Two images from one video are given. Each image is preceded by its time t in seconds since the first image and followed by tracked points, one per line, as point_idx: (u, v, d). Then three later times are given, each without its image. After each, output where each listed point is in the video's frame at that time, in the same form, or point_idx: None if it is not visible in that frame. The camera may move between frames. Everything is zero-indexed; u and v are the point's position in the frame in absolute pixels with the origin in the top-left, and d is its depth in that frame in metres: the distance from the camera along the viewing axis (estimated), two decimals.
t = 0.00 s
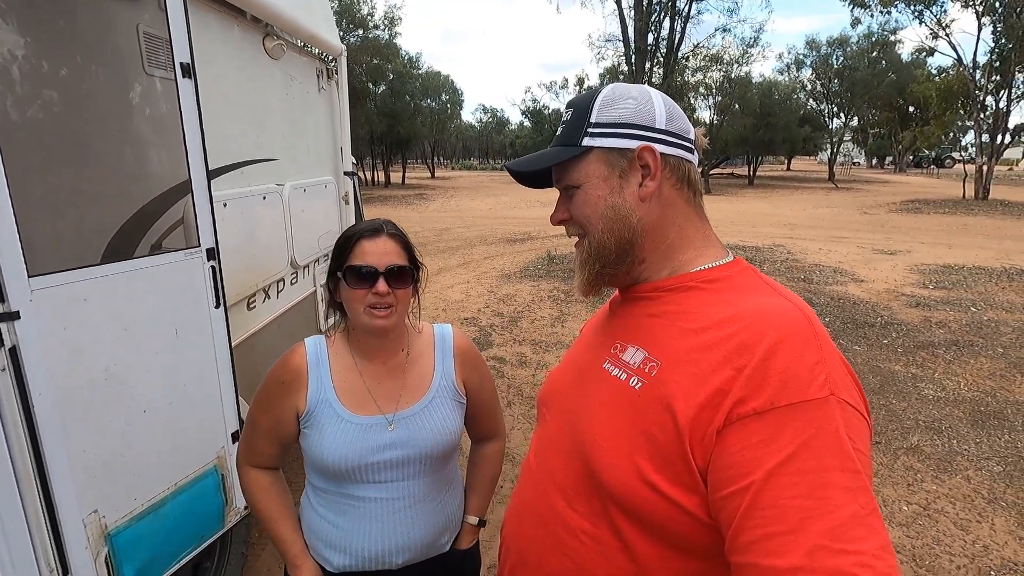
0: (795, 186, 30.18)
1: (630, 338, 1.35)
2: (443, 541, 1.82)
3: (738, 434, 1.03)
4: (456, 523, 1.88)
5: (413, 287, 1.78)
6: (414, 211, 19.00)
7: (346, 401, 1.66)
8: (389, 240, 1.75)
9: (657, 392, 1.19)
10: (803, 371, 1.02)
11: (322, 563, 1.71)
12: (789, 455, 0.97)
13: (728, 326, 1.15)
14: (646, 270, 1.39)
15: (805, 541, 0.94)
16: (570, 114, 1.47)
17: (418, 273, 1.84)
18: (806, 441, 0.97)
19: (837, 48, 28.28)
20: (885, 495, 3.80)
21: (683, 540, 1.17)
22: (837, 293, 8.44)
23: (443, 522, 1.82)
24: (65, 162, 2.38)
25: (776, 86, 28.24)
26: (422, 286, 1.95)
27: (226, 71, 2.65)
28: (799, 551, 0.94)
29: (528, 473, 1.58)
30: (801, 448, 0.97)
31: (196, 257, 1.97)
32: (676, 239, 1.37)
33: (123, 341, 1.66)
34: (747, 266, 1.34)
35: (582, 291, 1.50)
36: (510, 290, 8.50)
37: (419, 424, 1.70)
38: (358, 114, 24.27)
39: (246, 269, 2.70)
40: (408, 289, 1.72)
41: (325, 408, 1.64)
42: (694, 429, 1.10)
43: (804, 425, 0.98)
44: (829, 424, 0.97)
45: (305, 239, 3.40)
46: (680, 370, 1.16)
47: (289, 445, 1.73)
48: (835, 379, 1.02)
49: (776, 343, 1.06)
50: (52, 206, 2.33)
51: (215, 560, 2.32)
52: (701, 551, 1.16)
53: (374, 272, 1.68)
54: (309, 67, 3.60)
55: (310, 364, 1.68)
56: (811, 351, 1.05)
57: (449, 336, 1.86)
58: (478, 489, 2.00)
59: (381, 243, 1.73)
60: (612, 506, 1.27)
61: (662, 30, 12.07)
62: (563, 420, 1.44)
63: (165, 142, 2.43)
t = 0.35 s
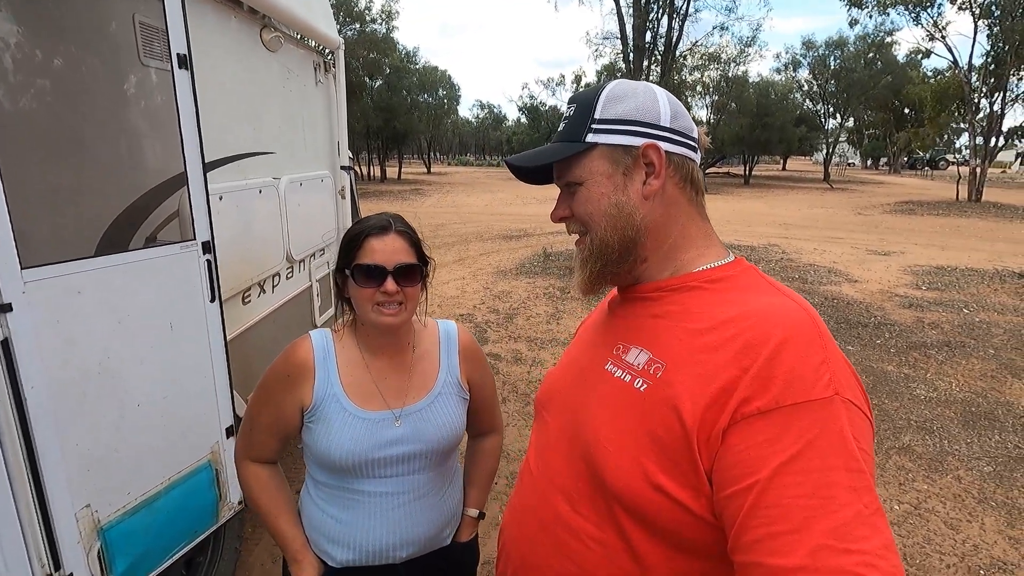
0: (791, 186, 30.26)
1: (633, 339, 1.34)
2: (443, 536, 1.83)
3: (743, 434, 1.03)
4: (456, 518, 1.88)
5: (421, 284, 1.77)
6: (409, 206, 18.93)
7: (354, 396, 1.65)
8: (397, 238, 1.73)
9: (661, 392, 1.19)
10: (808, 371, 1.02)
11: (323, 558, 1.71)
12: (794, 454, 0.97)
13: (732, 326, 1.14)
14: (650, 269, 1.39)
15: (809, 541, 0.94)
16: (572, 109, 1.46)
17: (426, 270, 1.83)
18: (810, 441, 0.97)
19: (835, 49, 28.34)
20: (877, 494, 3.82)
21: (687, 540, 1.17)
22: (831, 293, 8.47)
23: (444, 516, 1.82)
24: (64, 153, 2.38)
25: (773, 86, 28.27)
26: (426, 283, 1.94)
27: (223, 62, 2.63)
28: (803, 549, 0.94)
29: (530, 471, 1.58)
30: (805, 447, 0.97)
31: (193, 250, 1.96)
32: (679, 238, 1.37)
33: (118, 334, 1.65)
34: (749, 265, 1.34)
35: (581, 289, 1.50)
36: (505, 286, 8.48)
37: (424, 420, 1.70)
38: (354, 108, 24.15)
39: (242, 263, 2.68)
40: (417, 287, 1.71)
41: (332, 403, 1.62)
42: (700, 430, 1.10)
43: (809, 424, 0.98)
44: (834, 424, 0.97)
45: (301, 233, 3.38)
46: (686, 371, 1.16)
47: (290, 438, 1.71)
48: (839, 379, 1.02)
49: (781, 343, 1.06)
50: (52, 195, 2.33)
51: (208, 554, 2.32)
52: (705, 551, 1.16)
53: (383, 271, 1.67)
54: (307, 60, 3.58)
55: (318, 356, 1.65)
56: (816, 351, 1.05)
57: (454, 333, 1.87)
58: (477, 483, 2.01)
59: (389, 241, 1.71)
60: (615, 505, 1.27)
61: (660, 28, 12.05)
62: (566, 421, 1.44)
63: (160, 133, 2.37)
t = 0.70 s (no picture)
0: (791, 183, 30.24)
1: (631, 337, 1.35)
2: (454, 533, 1.84)
3: (741, 431, 1.04)
4: (466, 516, 1.90)
5: (427, 284, 1.78)
6: (410, 205, 18.96)
7: (366, 395, 1.66)
8: (401, 239, 1.73)
9: (660, 391, 1.20)
10: (805, 369, 1.03)
11: (328, 557, 1.72)
12: (790, 452, 0.98)
13: (731, 324, 1.15)
14: (649, 267, 1.39)
15: (805, 538, 0.95)
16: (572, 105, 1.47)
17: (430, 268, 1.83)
18: (807, 439, 0.98)
19: (835, 46, 28.32)
20: (877, 490, 3.83)
21: (685, 538, 1.18)
22: (832, 290, 8.47)
23: (455, 514, 1.84)
24: (64, 153, 2.40)
25: (774, 83, 28.25)
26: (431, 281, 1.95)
27: (224, 61, 2.64)
28: (798, 547, 0.95)
29: (529, 470, 1.59)
30: (802, 445, 0.98)
31: (195, 249, 1.96)
32: (677, 236, 1.38)
33: (121, 333, 1.66)
34: (746, 264, 1.34)
35: (579, 286, 1.51)
36: (506, 284, 8.50)
37: (434, 418, 1.72)
38: (354, 106, 24.18)
39: (243, 261, 2.70)
40: (422, 286, 1.72)
41: (344, 403, 1.63)
42: (697, 428, 1.11)
43: (805, 422, 0.99)
44: (831, 422, 0.98)
45: (303, 232, 3.39)
46: (685, 369, 1.17)
47: (299, 441, 1.71)
48: (836, 377, 1.03)
49: (778, 340, 1.07)
50: (49, 191, 2.35)
51: (212, 551, 2.34)
52: (703, 550, 1.18)
53: (389, 272, 1.68)
54: (307, 58, 3.59)
55: (329, 356, 1.66)
56: (813, 349, 1.06)
57: (460, 332, 1.90)
58: (485, 479, 2.03)
59: (393, 243, 1.71)
60: (614, 504, 1.28)
61: (660, 25, 12.06)
62: (564, 420, 1.45)
63: (163, 132, 2.39)
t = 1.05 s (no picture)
0: (793, 185, 30.22)
1: (633, 335, 1.36)
2: (466, 534, 1.85)
3: (741, 430, 1.05)
4: (476, 518, 1.90)
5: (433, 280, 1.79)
6: (412, 204, 18.98)
7: (375, 398, 1.67)
8: (402, 235, 1.75)
9: (661, 388, 1.20)
10: (807, 368, 1.04)
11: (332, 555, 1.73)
12: (790, 452, 0.99)
13: (733, 323, 1.16)
14: (653, 264, 1.40)
15: (805, 537, 0.96)
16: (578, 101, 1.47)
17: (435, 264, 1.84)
18: (807, 438, 0.99)
19: (838, 47, 28.33)
20: (879, 490, 3.83)
21: (686, 537, 1.18)
22: (833, 291, 8.47)
23: (466, 516, 1.84)
24: (67, 152, 2.41)
25: (776, 84, 28.25)
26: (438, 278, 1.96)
27: (230, 60, 2.65)
28: (799, 546, 0.96)
29: (530, 468, 1.60)
30: (802, 445, 0.99)
31: (202, 246, 1.97)
32: (682, 234, 1.39)
33: (129, 329, 1.67)
34: (749, 262, 1.35)
35: (582, 282, 1.51)
36: (508, 284, 8.51)
37: (445, 420, 1.72)
38: (357, 106, 24.22)
39: (248, 259, 2.71)
40: (428, 282, 1.73)
41: (354, 405, 1.64)
42: (698, 426, 1.12)
43: (805, 422, 1.00)
44: (831, 422, 0.99)
45: (307, 230, 3.41)
46: (686, 367, 1.18)
47: (308, 445, 1.72)
48: (837, 376, 1.04)
49: (780, 339, 1.08)
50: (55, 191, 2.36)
51: (216, 546, 2.35)
52: (704, 549, 1.18)
53: (394, 270, 1.69)
54: (312, 57, 3.60)
55: (336, 360, 1.67)
56: (815, 349, 1.06)
57: (468, 332, 1.91)
58: (495, 480, 2.03)
59: (395, 239, 1.72)
60: (615, 502, 1.29)
61: (663, 26, 12.08)
62: (566, 418, 1.46)
63: (169, 130, 2.39)
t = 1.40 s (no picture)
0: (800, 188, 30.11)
1: (633, 332, 1.36)
2: (472, 528, 1.85)
3: (740, 426, 1.05)
4: (484, 513, 1.90)
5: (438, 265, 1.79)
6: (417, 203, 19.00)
7: (378, 390, 1.67)
8: (410, 220, 1.75)
9: (660, 384, 1.21)
10: (806, 365, 1.04)
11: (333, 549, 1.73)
12: (789, 448, 0.99)
13: (733, 319, 1.17)
14: (656, 259, 1.40)
15: (803, 533, 0.95)
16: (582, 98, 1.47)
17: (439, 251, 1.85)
18: (807, 435, 0.99)
19: (847, 50, 28.21)
20: (883, 495, 3.82)
21: (685, 533, 1.19)
22: (839, 295, 8.44)
23: (472, 513, 1.84)
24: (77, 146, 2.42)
25: (784, 87, 28.15)
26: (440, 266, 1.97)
27: (240, 56, 2.66)
28: (797, 542, 0.95)
29: (529, 463, 1.60)
30: (801, 441, 0.99)
31: (210, 241, 1.98)
32: (684, 232, 1.39)
33: (136, 321, 1.68)
34: (751, 260, 1.36)
35: (583, 277, 1.52)
36: (513, 284, 8.51)
37: (450, 410, 1.72)
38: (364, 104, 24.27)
39: (255, 254, 2.72)
40: (434, 267, 1.74)
41: (355, 400, 1.64)
42: (697, 422, 1.13)
43: (805, 418, 1.00)
44: (831, 418, 0.99)
45: (313, 227, 3.42)
46: (685, 363, 1.18)
47: (311, 437, 1.73)
48: (837, 373, 1.04)
49: (779, 336, 1.09)
50: (69, 182, 2.38)
51: (220, 540, 2.38)
52: (701, 545, 1.18)
53: (402, 255, 1.69)
54: (321, 55, 3.62)
55: (337, 351, 1.67)
56: (814, 346, 1.07)
57: (473, 321, 1.91)
58: (504, 476, 2.04)
59: (404, 224, 1.73)
60: (614, 498, 1.29)
61: (671, 27, 12.07)
62: (565, 414, 1.46)
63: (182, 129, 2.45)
